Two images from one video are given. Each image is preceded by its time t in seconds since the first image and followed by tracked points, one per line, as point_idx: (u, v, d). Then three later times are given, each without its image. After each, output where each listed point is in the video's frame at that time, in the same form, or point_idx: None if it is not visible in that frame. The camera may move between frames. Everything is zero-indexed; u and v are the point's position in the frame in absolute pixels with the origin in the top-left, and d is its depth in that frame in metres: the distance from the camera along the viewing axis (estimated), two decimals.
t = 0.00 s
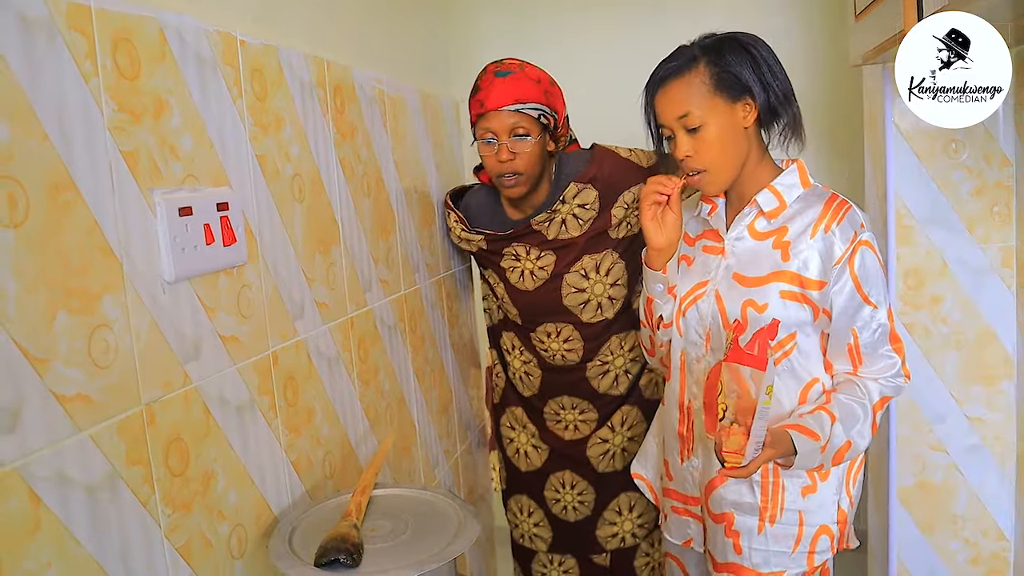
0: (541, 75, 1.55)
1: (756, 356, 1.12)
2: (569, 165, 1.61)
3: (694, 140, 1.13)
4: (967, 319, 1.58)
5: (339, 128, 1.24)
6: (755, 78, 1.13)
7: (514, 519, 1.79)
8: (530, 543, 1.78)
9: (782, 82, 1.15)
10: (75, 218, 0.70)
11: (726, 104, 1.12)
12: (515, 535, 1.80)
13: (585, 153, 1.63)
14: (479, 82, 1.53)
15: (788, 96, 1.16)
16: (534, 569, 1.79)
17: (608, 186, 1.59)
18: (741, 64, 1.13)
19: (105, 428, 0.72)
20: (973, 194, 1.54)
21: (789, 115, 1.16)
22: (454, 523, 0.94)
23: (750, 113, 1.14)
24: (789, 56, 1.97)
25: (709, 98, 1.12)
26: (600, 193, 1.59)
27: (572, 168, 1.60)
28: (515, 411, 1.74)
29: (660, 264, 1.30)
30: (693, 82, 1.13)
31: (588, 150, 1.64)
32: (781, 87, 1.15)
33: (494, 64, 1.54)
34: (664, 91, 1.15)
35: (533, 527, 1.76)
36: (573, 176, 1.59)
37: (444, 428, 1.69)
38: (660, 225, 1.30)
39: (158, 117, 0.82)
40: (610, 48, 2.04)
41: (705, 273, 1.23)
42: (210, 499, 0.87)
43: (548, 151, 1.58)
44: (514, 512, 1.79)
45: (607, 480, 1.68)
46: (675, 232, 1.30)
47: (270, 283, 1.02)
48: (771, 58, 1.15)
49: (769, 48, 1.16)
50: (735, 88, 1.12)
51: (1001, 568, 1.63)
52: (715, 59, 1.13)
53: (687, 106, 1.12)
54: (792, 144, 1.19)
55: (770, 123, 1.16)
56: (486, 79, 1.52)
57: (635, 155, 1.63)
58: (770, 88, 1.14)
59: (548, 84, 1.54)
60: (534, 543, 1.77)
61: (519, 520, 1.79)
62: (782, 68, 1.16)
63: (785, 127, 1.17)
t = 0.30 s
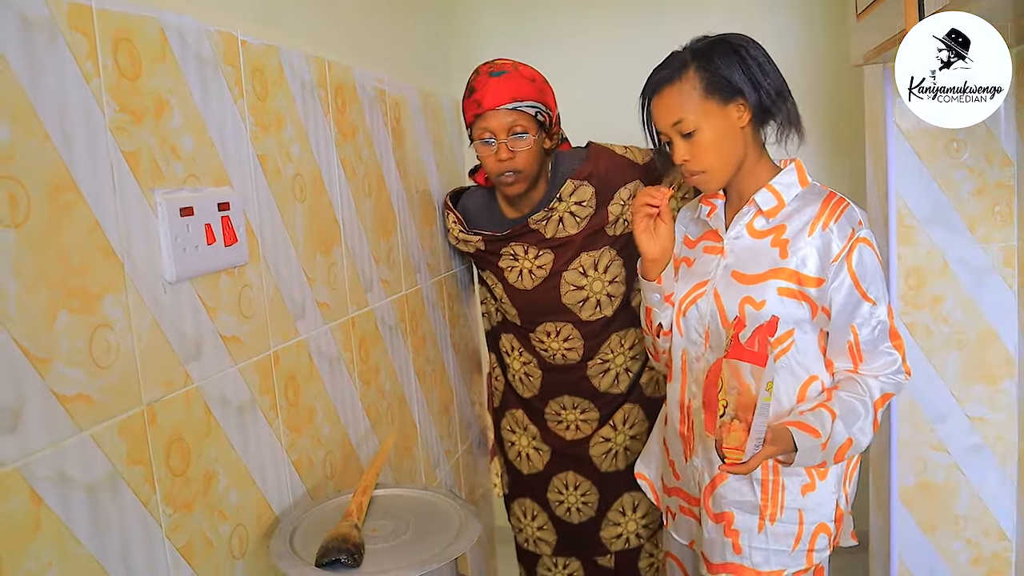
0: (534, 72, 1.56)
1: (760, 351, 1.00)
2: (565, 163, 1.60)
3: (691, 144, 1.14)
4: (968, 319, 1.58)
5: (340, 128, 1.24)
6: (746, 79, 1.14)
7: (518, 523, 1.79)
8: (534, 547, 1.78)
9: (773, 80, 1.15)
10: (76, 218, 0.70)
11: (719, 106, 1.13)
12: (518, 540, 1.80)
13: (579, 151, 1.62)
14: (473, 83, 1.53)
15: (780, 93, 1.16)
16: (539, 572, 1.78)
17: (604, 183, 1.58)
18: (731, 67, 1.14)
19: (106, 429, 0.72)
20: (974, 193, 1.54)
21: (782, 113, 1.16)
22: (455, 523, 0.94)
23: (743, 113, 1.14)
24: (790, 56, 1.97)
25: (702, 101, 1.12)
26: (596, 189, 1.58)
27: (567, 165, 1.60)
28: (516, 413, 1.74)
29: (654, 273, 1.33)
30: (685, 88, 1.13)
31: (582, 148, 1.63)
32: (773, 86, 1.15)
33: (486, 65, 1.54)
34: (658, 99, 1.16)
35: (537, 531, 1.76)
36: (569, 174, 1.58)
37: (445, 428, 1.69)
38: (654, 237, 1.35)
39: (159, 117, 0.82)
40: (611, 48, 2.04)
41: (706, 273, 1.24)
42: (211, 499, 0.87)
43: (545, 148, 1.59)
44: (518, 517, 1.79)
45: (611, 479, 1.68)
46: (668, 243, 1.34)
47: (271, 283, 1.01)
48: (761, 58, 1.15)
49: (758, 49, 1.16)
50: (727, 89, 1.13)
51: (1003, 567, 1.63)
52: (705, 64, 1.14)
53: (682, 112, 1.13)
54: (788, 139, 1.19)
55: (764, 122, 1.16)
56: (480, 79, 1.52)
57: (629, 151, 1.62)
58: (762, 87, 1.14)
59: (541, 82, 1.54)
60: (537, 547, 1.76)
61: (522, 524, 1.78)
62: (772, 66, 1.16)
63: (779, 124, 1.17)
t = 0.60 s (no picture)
0: (537, 70, 1.54)
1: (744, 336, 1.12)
2: (569, 160, 1.61)
3: (676, 156, 1.16)
4: (968, 319, 1.58)
5: (340, 128, 1.24)
6: (722, 86, 1.13)
7: (515, 527, 1.78)
8: (532, 551, 1.77)
9: (754, 83, 1.14)
10: (76, 218, 0.70)
11: (699, 116, 1.13)
12: (515, 544, 1.79)
13: (584, 148, 1.62)
14: (478, 83, 1.51)
15: (762, 94, 1.14)
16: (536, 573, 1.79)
17: (610, 179, 1.58)
18: (706, 76, 1.13)
19: (106, 428, 0.72)
20: (974, 193, 1.54)
21: (767, 114, 1.15)
22: (455, 523, 0.94)
23: (725, 120, 1.14)
24: (790, 55, 1.97)
25: (681, 113, 1.14)
26: (601, 185, 1.58)
27: (572, 162, 1.60)
28: (516, 413, 1.73)
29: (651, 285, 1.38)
30: (663, 102, 1.15)
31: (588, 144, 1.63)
32: (753, 89, 1.14)
33: (490, 64, 1.52)
34: (641, 114, 1.18)
35: (536, 534, 1.76)
36: (574, 170, 1.59)
37: (445, 428, 1.69)
38: (648, 250, 1.39)
39: (159, 117, 0.82)
40: (611, 48, 2.04)
41: (705, 272, 1.25)
42: (210, 499, 0.87)
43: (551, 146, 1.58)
44: (515, 520, 1.78)
45: (612, 479, 1.68)
46: (662, 256, 1.39)
47: (271, 282, 1.01)
48: (739, 62, 1.14)
49: (736, 52, 1.15)
50: (705, 99, 1.13)
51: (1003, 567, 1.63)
52: (680, 77, 1.14)
53: (663, 126, 1.15)
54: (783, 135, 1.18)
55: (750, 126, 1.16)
56: (484, 79, 1.50)
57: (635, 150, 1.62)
58: (742, 92, 1.14)
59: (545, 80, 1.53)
60: (536, 551, 1.76)
61: (520, 528, 1.78)
62: (753, 67, 1.15)
63: (766, 125, 1.16)
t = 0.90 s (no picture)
0: (534, 73, 1.51)
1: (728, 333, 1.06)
2: (573, 160, 1.62)
3: (659, 167, 1.22)
4: (967, 318, 1.58)
5: (340, 127, 1.24)
6: (698, 97, 1.19)
7: (513, 527, 1.79)
8: (531, 551, 1.77)
9: (728, 90, 1.19)
10: (76, 218, 0.70)
11: (677, 127, 1.19)
12: (514, 544, 1.79)
13: (588, 147, 1.64)
14: (475, 93, 1.49)
15: (739, 102, 1.20)
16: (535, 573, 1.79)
17: (614, 178, 1.59)
18: (681, 88, 1.19)
19: (106, 428, 0.72)
20: (974, 193, 1.54)
21: (745, 120, 1.20)
22: (454, 522, 0.94)
23: (703, 128, 1.20)
24: (790, 55, 1.97)
25: (660, 126, 1.19)
26: (606, 184, 1.58)
27: (577, 161, 1.62)
28: (516, 413, 1.73)
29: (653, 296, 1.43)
30: (642, 117, 1.21)
31: (592, 144, 1.65)
32: (727, 96, 1.19)
33: (487, 72, 1.50)
34: (624, 131, 1.25)
35: (535, 534, 1.76)
36: (580, 169, 1.59)
37: (445, 427, 1.69)
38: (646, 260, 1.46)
39: (159, 116, 0.82)
40: (611, 48, 2.04)
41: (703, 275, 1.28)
42: (210, 499, 0.87)
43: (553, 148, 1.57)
44: (514, 520, 1.78)
45: (611, 478, 1.68)
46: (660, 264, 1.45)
47: (271, 282, 1.01)
48: (713, 73, 1.20)
49: (709, 64, 1.21)
50: (681, 110, 1.19)
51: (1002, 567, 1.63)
52: (657, 92, 1.21)
53: (644, 140, 1.21)
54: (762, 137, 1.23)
55: (728, 132, 1.21)
56: (482, 89, 1.49)
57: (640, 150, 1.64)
58: (718, 100, 1.19)
59: (542, 85, 1.50)
60: (534, 551, 1.76)
61: (519, 528, 1.78)
62: (725, 75, 1.20)
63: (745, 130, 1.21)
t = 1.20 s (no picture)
0: (522, 89, 1.48)
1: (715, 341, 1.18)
2: (573, 162, 1.62)
3: (649, 170, 1.24)
4: (968, 318, 1.58)
5: (340, 127, 1.24)
6: (688, 101, 1.20)
7: (515, 526, 1.78)
8: (533, 550, 1.77)
9: (720, 95, 1.21)
10: (76, 218, 0.70)
11: (667, 131, 1.21)
12: (515, 543, 1.79)
13: (588, 150, 1.64)
14: (463, 115, 1.47)
15: (729, 106, 1.21)
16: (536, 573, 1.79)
17: (615, 180, 1.60)
18: (672, 91, 1.21)
19: (106, 427, 0.72)
20: (975, 193, 1.54)
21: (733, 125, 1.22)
22: (454, 522, 0.94)
23: (693, 133, 1.21)
24: (790, 55, 1.97)
25: (651, 129, 1.21)
26: (608, 186, 1.59)
27: (577, 163, 1.61)
28: (518, 413, 1.73)
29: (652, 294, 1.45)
30: (632, 119, 1.23)
31: (591, 147, 1.65)
32: (718, 102, 1.21)
33: (473, 91, 1.47)
34: (614, 132, 1.26)
35: (536, 533, 1.76)
36: (581, 171, 1.60)
37: (445, 427, 1.69)
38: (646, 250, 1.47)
39: (159, 116, 0.82)
40: (611, 48, 2.04)
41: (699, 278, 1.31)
42: (210, 498, 0.87)
43: (547, 157, 1.56)
44: (515, 520, 1.78)
45: (613, 477, 1.68)
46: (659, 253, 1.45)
47: (271, 282, 1.01)
48: (703, 77, 1.22)
49: (700, 67, 1.22)
50: (672, 114, 1.21)
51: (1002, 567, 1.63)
52: (648, 94, 1.22)
53: (634, 142, 1.23)
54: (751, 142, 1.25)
55: (718, 136, 1.23)
56: (468, 113, 1.46)
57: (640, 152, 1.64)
58: (708, 106, 1.21)
59: (530, 102, 1.47)
60: (536, 549, 1.76)
61: (520, 527, 1.78)
62: (718, 80, 1.22)
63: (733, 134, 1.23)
